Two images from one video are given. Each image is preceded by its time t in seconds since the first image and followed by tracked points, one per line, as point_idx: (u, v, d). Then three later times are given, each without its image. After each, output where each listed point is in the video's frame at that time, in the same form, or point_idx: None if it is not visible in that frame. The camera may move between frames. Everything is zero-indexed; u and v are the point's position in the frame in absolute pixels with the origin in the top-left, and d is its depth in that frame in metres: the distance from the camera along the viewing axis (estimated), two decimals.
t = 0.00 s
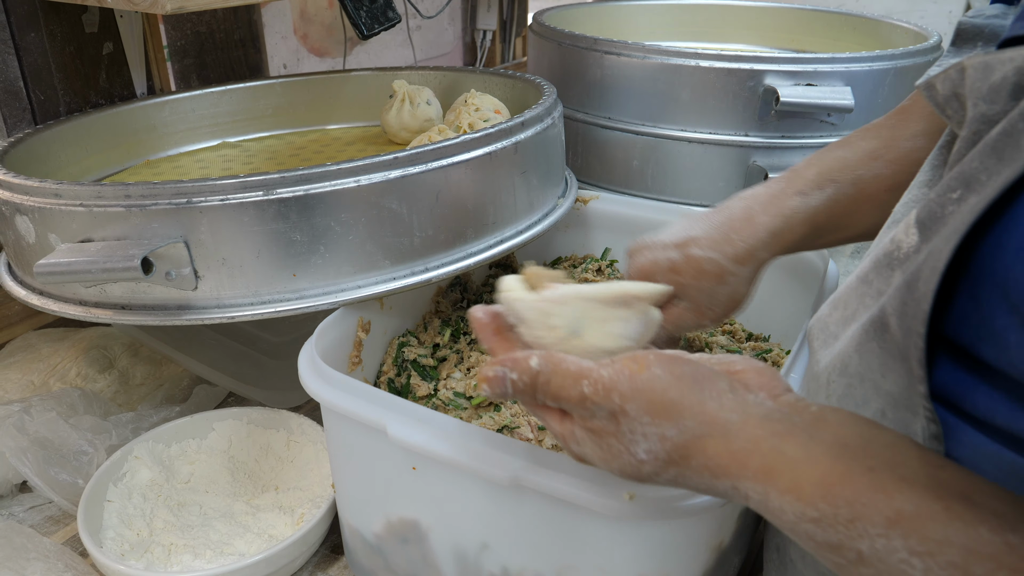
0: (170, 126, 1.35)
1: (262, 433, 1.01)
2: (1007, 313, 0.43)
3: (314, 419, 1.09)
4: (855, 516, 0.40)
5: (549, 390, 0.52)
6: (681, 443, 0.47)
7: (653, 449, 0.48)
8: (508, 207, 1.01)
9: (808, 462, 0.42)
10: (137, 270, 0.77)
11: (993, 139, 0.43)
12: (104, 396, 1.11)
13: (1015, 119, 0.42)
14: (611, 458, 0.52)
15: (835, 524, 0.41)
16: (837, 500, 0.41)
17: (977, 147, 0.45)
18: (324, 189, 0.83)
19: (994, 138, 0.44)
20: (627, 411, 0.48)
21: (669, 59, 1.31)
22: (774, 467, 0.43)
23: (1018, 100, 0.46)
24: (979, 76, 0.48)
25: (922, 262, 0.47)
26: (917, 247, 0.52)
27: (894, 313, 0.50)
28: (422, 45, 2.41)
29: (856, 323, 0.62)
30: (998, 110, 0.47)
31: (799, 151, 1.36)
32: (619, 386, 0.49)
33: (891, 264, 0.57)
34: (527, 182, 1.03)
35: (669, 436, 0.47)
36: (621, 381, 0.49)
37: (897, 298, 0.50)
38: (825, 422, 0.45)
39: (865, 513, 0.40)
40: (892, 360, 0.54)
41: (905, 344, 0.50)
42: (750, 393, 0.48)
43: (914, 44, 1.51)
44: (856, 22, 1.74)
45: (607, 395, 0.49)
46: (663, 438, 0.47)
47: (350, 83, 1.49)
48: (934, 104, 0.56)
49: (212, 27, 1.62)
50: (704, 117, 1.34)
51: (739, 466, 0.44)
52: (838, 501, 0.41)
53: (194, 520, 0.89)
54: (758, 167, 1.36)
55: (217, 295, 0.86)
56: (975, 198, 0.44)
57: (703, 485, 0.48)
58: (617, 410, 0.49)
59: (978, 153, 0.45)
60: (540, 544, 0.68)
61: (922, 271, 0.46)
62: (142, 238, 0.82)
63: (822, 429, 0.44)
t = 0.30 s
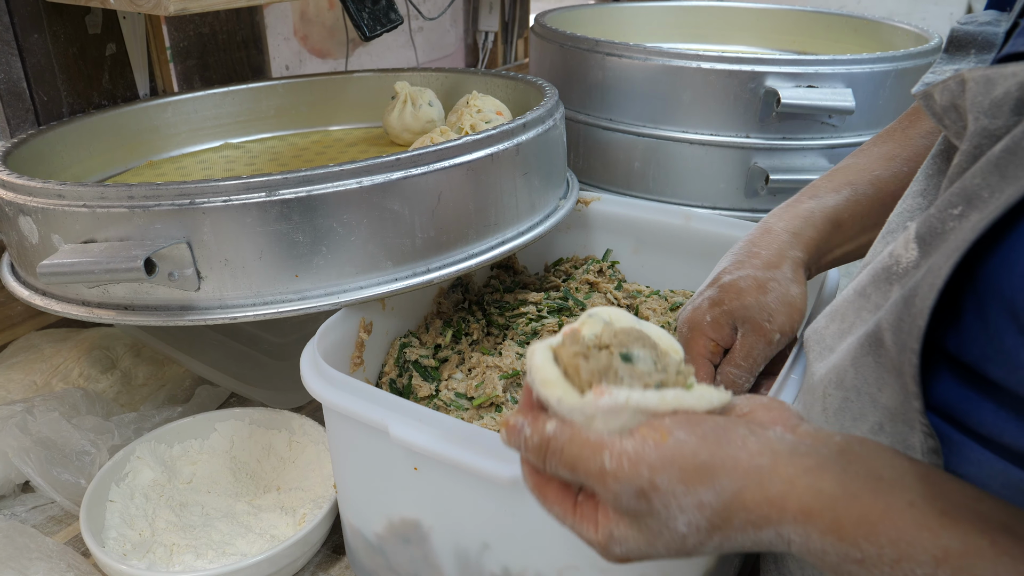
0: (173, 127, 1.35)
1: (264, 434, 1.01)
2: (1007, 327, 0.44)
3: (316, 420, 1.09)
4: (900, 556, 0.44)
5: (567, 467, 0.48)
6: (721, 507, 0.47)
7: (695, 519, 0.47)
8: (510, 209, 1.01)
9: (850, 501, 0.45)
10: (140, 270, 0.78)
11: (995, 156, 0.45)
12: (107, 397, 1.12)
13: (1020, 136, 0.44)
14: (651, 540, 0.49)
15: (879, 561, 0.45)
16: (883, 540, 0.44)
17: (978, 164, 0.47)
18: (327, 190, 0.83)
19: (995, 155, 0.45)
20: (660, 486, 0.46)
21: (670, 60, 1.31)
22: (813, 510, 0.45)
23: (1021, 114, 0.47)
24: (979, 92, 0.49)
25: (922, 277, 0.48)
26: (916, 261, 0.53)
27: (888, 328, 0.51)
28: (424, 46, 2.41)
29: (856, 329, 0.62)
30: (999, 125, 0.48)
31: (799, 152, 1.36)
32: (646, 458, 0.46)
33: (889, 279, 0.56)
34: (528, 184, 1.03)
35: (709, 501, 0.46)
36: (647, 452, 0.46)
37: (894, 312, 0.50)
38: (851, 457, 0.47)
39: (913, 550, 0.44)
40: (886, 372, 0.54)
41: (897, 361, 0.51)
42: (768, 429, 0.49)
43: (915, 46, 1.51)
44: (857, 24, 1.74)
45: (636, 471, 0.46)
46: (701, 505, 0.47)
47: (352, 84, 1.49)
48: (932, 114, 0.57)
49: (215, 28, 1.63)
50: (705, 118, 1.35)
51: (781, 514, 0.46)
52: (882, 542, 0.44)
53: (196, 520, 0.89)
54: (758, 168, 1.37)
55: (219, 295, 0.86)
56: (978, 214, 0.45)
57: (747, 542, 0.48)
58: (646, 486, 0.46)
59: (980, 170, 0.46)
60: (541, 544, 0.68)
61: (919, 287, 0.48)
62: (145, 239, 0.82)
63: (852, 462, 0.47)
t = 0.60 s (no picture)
0: (174, 128, 1.35)
1: (264, 434, 1.01)
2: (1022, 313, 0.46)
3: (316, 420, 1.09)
4: (935, 539, 0.43)
5: (584, 463, 0.47)
6: (745, 490, 0.45)
7: (720, 504, 0.46)
8: (510, 210, 1.02)
9: (879, 487, 0.44)
10: (143, 270, 0.78)
11: (1002, 144, 0.47)
12: (109, 397, 1.12)
13: None
14: (670, 531, 0.48)
15: (910, 542, 0.43)
16: (916, 525, 0.43)
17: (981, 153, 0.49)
18: (327, 191, 0.84)
19: (1001, 143, 0.47)
20: (682, 472, 0.45)
21: (671, 63, 1.32)
22: (843, 495, 0.44)
23: None
24: (983, 83, 0.51)
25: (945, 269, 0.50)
26: (928, 253, 0.53)
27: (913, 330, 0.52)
28: (425, 48, 2.41)
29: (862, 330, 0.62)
30: (1005, 114, 0.49)
31: (798, 154, 1.37)
32: (665, 445, 0.45)
33: (904, 272, 0.56)
34: (529, 186, 1.04)
35: (732, 485, 0.45)
36: (666, 439, 0.46)
37: (921, 306, 0.52)
38: (878, 445, 0.46)
39: (943, 536, 0.43)
40: (912, 369, 0.55)
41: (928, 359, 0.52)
42: (792, 417, 0.48)
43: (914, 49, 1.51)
44: (857, 27, 1.75)
45: (655, 460, 0.45)
46: (724, 488, 0.45)
47: (353, 86, 1.50)
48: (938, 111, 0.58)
49: (217, 30, 1.64)
50: (705, 120, 1.35)
51: (811, 499, 0.45)
52: (915, 525, 0.43)
53: (197, 520, 0.90)
54: (758, 170, 1.37)
55: (221, 295, 0.86)
56: (994, 203, 0.47)
57: (771, 529, 0.47)
58: (668, 474, 0.45)
59: (986, 158, 0.48)
60: (539, 544, 0.69)
61: (948, 281, 0.49)
62: (147, 240, 0.82)
63: (880, 451, 0.46)
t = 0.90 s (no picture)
0: (176, 131, 1.36)
1: (264, 435, 1.01)
2: None
3: (316, 422, 1.10)
4: (834, 365, 0.44)
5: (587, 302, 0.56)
6: (700, 322, 0.50)
7: (681, 333, 0.50)
8: (510, 212, 1.02)
9: (803, 320, 0.46)
10: (143, 272, 0.78)
11: (1002, 110, 0.49)
12: (109, 398, 1.12)
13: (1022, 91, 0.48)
14: (647, 360, 0.53)
15: (817, 368, 0.45)
16: (823, 353, 0.45)
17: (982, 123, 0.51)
18: (328, 194, 0.84)
19: (1001, 110, 0.49)
20: (653, 305, 0.51)
21: (670, 66, 1.33)
22: (774, 324, 0.47)
23: (1020, 72, 0.51)
24: (982, 56, 0.53)
25: (973, 236, 0.49)
26: (939, 226, 0.53)
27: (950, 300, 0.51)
28: (426, 51, 2.42)
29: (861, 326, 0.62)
30: (1001, 84, 0.52)
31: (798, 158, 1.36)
32: (640, 286, 0.52)
33: (917, 247, 0.55)
34: (528, 188, 1.04)
35: (691, 317, 0.50)
36: (642, 282, 0.52)
37: (956, 278, 0.51)
38: (825, 296, 0.48)
39: (843, 361, 0.44)
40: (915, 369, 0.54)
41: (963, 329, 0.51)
42: (756, 269, 0.51)
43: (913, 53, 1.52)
44: (855, 30, 1.75)
45: (633, 297, 0.52)
46: (685, 321, 0.50)
47: (353, 89, 1.50)
48: (944, 93, 0.62)
49: (218, 33, 1.64)
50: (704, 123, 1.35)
51: (748, 329, 0.48)
52: (825, 353, 0.45)
53: (197, 521, 0.90)
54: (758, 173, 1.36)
55: (221, 297, 0.87)
56: (998, 165, 0.48)
57: (724, 358, 0.51)
58: (641, 307, 0.51)
59: (988, 126, 0.50)
60: (538, 548, 0.69)
61: (981, 248, 0.48)
62: (148, 242, 0.83)
63: (819, 297, 0.48)
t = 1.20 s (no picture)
0: (175, 132, 1.36)
1: (263, 436, 1.02)
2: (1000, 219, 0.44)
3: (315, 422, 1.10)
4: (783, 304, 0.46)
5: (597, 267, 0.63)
6: (688, 276, 0.53)
7: (674, 287, 0.54)
8: (509, 213, 1.02)
9: (770, 266, 0.49)
10: (143, 273, 0.79)
11: (986, 94, 0.50)
12: (109, 399, 1.13)
13: (1003, 73, 0.49)
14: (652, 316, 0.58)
15: (772, 308, 0.47)
16: (777, 295, 0.47)
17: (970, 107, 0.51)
18: (327, 195, 0.85)
19: (986, 94, 0.50)
20: (650, 264, 0.56)
21: (668, 69, 1.33)
22: (746, 273, 0.49)
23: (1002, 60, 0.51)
24: (966, 47, 0.54)
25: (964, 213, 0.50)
26: (929, 205, 0.54)
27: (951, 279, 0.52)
28: (425, 53, 2.42)
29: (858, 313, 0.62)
30: (984, 72, 0.52)
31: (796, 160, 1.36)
32: (640, 251, 0.58)
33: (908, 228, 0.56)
34: (527, 190, 1.04)
35: (681, 273, 0.54)
36: (643, 247, 0.58)
37: (952, 254, 0.51)
38: (795, 251, 0.51)
39: (793, 300, 0.46)
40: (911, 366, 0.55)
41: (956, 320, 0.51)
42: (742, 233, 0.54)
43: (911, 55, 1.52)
44: (854, 33, 1.76)
45: (634, 260, 0.58)
46: (677, 276, 0.54)
47: (353, 91, 1.51)
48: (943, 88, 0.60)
49: (217, 35, 1.65)
50: (703, 125, 1.36)
51: (726, 279, 0.51)
52: (778, 293, 0.47)
53: (197, 522, 0.90)
54: (756, 175, 1.37)
55: (221, 298, 0.87)
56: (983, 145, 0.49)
57: (711, 311, 0.53)
58: (641, 267, 0.57)
59: (974, 110, 0.50)
60: (537, 549, 0.69)
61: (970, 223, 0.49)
62: (148, 243, 0.83)
63: (790, 254, 0.50)
